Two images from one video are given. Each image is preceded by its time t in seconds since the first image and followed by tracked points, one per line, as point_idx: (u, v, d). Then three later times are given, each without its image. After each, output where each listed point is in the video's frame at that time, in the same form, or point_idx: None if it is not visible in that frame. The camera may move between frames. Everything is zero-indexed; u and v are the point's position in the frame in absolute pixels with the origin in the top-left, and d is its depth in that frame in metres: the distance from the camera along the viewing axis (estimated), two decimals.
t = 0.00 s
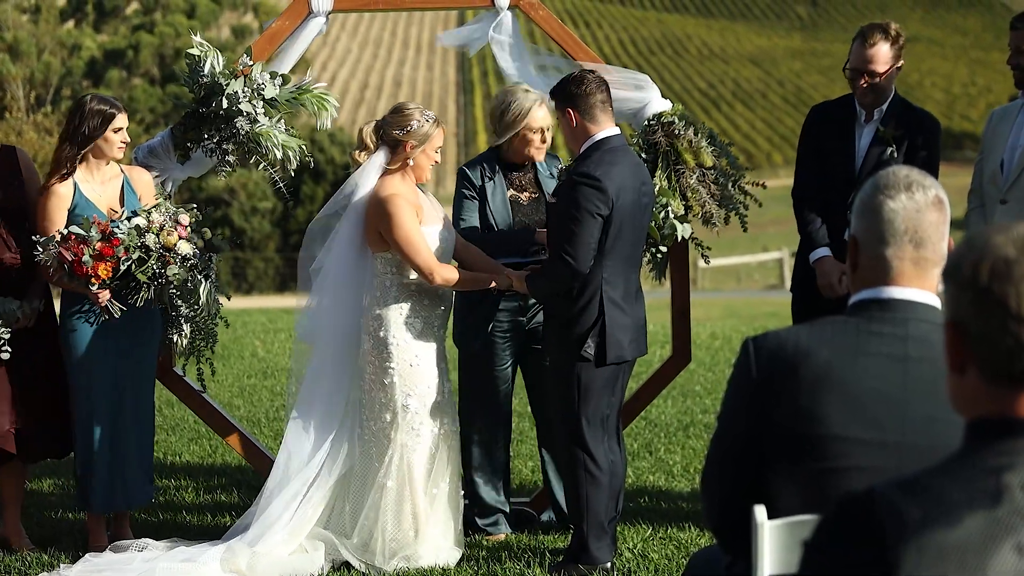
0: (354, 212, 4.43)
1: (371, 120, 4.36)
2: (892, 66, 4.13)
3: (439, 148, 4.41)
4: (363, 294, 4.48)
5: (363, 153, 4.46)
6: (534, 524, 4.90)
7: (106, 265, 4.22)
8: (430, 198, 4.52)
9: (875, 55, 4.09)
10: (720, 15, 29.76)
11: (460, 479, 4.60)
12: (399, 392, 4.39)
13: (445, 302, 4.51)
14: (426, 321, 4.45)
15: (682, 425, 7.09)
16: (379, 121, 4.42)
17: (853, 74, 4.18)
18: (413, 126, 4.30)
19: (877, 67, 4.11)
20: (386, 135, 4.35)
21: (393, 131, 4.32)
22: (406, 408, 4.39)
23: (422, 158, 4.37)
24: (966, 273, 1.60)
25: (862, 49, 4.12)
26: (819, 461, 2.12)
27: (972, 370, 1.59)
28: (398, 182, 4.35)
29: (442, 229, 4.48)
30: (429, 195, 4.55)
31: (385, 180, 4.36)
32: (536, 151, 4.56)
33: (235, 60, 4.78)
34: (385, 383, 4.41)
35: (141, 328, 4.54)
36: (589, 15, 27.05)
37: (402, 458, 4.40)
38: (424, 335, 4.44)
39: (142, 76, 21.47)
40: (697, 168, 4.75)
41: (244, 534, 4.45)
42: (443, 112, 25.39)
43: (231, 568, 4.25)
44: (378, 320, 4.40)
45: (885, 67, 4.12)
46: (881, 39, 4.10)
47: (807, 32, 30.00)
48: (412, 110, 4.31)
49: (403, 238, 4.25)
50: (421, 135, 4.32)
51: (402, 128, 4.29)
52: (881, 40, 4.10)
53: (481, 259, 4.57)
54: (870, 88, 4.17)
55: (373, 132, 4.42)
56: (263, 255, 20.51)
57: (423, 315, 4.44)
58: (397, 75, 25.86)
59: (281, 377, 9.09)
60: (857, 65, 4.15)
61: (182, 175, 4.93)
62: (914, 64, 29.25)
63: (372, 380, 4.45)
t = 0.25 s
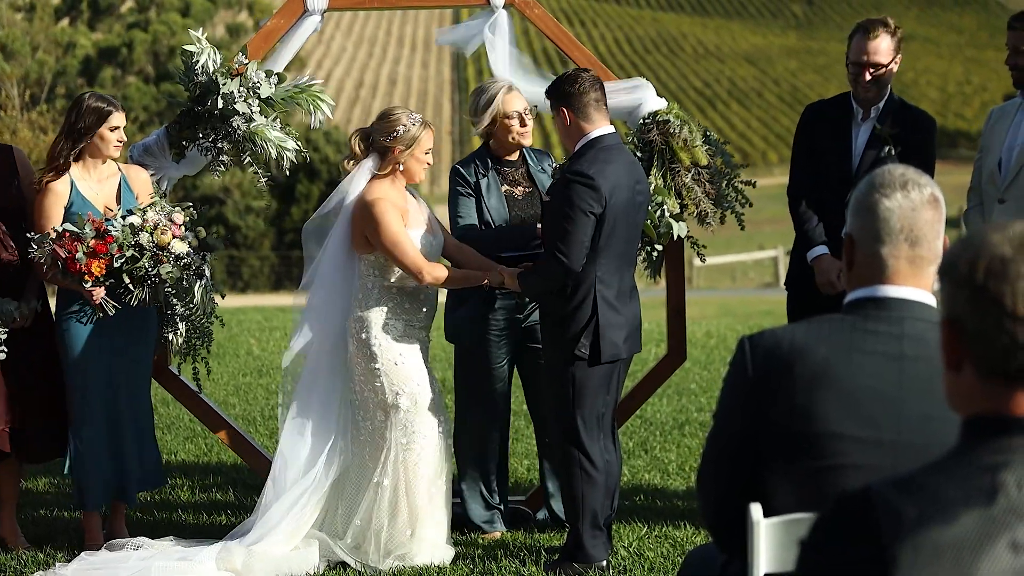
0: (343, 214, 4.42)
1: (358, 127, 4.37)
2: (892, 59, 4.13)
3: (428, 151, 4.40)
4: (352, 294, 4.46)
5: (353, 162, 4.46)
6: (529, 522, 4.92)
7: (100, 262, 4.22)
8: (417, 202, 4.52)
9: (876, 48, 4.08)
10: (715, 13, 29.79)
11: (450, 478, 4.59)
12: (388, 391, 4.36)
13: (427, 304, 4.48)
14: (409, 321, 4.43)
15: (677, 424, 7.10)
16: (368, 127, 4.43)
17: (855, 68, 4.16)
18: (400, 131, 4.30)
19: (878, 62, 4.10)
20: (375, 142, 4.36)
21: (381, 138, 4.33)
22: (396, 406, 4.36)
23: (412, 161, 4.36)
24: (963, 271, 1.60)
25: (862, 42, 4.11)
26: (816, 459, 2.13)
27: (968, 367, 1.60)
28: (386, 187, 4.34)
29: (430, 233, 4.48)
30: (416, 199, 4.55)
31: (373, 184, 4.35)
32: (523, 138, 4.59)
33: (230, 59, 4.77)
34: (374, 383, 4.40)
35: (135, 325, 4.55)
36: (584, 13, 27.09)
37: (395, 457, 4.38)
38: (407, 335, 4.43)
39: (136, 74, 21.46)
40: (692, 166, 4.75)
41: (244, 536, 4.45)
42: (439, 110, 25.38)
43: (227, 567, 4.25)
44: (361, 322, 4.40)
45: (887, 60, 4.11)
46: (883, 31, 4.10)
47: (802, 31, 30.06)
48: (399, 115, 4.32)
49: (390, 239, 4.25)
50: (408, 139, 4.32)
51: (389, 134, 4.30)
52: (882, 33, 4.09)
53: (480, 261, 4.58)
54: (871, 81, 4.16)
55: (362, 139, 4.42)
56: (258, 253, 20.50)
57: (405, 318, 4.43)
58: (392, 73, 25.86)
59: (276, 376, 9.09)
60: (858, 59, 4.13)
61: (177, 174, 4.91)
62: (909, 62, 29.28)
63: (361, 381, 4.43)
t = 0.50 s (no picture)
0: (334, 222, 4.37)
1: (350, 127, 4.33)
2: (895, 56, 4.13)
3: (419, 151, 4.39)
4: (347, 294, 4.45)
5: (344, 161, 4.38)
6: (528, 520, 4.91)
7: (97, 261, 4.22)
8: (407, 200, 4.50)
9: (880, 43, 4.09)
10: (716, 12, 29.79)
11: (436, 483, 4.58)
12: (377, 395, 4.37)
13: (422, 305, 4.48)
14: (405, 323, 4.44)
15: (678, 423, 7.11)
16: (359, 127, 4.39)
17: (857, 62, 4.17)
18: (393, 131, 4.29)
19: (881, 58, 4.10)
20: (367, 142, 4.34)
21: (374, 138, 4.31)
22: (384, 410, 4.37)
23: (405, 162, 4.36)
24: (964, 271, 1.59)
25: (865, 38, 4.12)
26: (817, 459, 2.13)
27: (970, 366, 1.60)
28: (379, 186, 4.33)
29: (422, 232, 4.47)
30: (405, 197, 4.54)
31: (366, 184, 4.33)
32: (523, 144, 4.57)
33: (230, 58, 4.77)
34: (363, 387, 4.39)
35: (133, 322, 4.54)
36: (584, 12, 27.10)
37: (379, 462, 4.37)
38: (404, 337, 4.44)
39: (136, 73, 21.45)
40: (692, 166, 4.75)
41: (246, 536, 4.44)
42: (439, 109, 25.38)
43: (227, 566, 4.25)
44: (355, 324, 4.40)
45: (890, 56, 4.11)
46: (887, 28, 4.10)
47: (802, 30, 30.05)
48: (392, 114, 4.31)
49: (384, 243, 4.26)
50: (401, 139, 4.31)
51: (383, 135, 4.29)
52: (886, 30, 4.10)
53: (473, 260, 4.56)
54: (873, 77, 4.16)
55: (354, 138, 4.38)
56: (259, 252, 20.51)
57: (403, 317, 4.44)
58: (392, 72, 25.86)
59: (277, 375, 9.09)
60: (861, 55, 4.14)
61: (177, 174, 4.92)
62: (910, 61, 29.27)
63: (349, 385, 4.42)
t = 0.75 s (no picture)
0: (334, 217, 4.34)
1: (344, 124, 4.32)
2: (895, 58, 4.13)
3: (414, 148, 4.40)
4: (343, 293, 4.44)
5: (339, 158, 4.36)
6: (530, 519, 4.91)
7: (98, 261, 4.22)
8: (401, 197, 4.50)
9: (880, 44, 4.10)
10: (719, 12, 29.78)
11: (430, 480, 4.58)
12: (369, 393, 4.37)
13: (416, 305, 4.50)
14: (401, 321, 4.45)
15: (681, 423, 7.11)
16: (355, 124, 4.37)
17: (858, 61, 4.19)
18: (388, 128, 4.30)
19: (880, 58, 4.12)
20: (362, 139, 4.34)
21: (369, 135, 4.31)
22: (375, 409, 4.37)
23: (400, 159, 4.36)
24: (967, 271, 1.59)
25: (866, 37, 4.13)
26: (819, 459, 2.12)
27: (972, 366, 1.60)
28: (374, 182, 4.34)
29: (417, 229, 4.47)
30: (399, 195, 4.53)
31: (361, 181, 4.34)
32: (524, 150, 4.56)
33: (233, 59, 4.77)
34: (353, 385, 4.39)
35: (134, 320, 4.52)
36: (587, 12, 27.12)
37: (366, 463, 4.36)
38: (398, 336, 4.44)
39: (139, 73, 21.48)
40: (695, 165, 4.76)
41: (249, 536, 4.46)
42: (442, 109, 25.39)
43: (230, 566, 4.27)
44: (349, 323, 4.40)
45: (889, 58, 4.12)
46: (889, 29, 4.11)
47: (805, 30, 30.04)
48: (387, 112, 4.31)
49: (381, 240, 4.26)
50: (397, 136, 4.32)
51: (378, 131, 4.29)
52: (888, 31, 4.11)
53: (469, 258, 4.55)
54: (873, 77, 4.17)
55: (349, 136, 4.36)
56: (262, 252, 20.53)
57: (398, 315, 4.45)
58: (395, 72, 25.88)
59: (279, 375, 9.10)
60: (862, 54, 4.16)
61: (180, 174, 4.93)
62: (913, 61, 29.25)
63: (339, 383, 4.43)
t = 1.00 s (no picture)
0: (334, 214, 4.40)
1: (344, 124, 4.33)
2: (899, 59, 4.12)
3: (416, 147, 4.40)
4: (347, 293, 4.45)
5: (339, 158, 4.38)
6: (534, 519, 4.91)
7: (93, 258, 4.21)
8: (402, 196, 4.50)
9: (883, 45, 4.10)
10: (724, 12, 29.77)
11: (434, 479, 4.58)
12: (372, 393, 4.37)
13: (417, 306, 4.49)
14: (403, 320, 4.45)
15: (686, 423, 7.10)
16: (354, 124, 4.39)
17: (862, 64, 4.19)
18: (389, 127, 4.29)
19: (883, 60, 4.12)
20: (363, 139, 4.34)
21: (369, 134, 4.31)
22: (379, 409, 4.38)
23: (402, 158, 4.37)
24: (968, 271, 1.59)
25: (870, 40, 4.14)
26: (821, 459, 2.12)
27: (974, 364, 1.59)
28: (376, 181, 4.34)
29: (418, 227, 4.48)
30: (400, 194, 4.53)
31: (363, 179, 4.35)
32: (529, 150, 4.55)
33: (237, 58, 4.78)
34: (356, 385, 4.39)
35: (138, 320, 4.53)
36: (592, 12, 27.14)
37: (370, 461, 4.37)
38: (401, 336, 4.44)
39: (146, 73, 21.52)
40: (699, 165, 4.75)
41: (251, 536, 4.46)
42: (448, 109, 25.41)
43: (234, 566, 4.27)
44: (353, 322, 4.40)
45: (893, 59, 4.12)
46: (892, 30, 4.11)
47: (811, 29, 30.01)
48: (387, 112, 4.30)
49: (384, 240, 4.26)
50: (397, 136, 4.31)
51: (379, 131, 4.28)
52: (891, 32, 4.11)
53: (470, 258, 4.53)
54: (877, 79, 4.16)
55: (349, 136, 4.37)
56: (268, 252, 20.56)
57: (400, 316, 4.44)
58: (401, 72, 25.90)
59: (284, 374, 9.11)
60: (866, 57, 4.16)
61: (184, 174, 4.93)
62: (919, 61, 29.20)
63: (342, 382, 4.44)
